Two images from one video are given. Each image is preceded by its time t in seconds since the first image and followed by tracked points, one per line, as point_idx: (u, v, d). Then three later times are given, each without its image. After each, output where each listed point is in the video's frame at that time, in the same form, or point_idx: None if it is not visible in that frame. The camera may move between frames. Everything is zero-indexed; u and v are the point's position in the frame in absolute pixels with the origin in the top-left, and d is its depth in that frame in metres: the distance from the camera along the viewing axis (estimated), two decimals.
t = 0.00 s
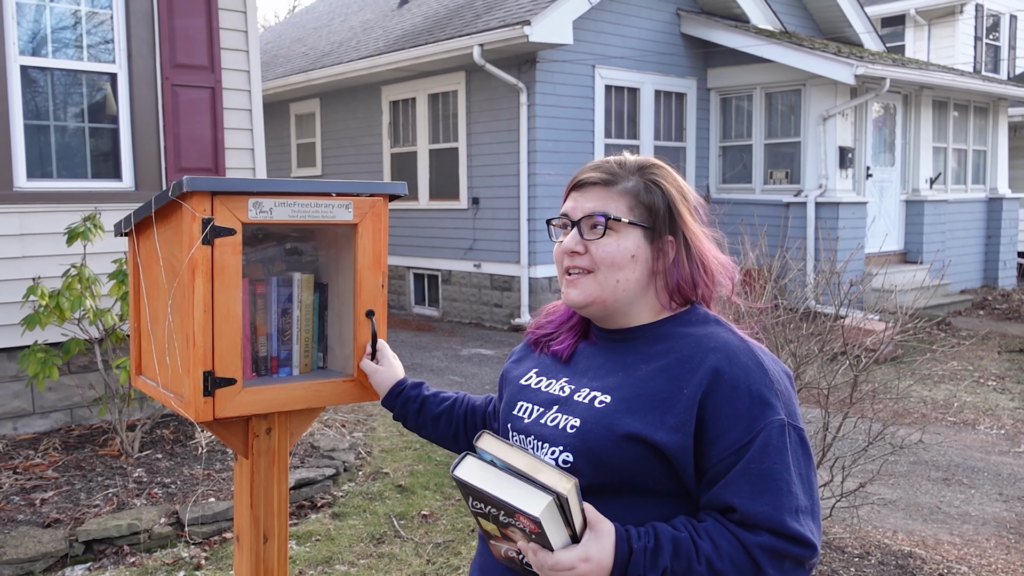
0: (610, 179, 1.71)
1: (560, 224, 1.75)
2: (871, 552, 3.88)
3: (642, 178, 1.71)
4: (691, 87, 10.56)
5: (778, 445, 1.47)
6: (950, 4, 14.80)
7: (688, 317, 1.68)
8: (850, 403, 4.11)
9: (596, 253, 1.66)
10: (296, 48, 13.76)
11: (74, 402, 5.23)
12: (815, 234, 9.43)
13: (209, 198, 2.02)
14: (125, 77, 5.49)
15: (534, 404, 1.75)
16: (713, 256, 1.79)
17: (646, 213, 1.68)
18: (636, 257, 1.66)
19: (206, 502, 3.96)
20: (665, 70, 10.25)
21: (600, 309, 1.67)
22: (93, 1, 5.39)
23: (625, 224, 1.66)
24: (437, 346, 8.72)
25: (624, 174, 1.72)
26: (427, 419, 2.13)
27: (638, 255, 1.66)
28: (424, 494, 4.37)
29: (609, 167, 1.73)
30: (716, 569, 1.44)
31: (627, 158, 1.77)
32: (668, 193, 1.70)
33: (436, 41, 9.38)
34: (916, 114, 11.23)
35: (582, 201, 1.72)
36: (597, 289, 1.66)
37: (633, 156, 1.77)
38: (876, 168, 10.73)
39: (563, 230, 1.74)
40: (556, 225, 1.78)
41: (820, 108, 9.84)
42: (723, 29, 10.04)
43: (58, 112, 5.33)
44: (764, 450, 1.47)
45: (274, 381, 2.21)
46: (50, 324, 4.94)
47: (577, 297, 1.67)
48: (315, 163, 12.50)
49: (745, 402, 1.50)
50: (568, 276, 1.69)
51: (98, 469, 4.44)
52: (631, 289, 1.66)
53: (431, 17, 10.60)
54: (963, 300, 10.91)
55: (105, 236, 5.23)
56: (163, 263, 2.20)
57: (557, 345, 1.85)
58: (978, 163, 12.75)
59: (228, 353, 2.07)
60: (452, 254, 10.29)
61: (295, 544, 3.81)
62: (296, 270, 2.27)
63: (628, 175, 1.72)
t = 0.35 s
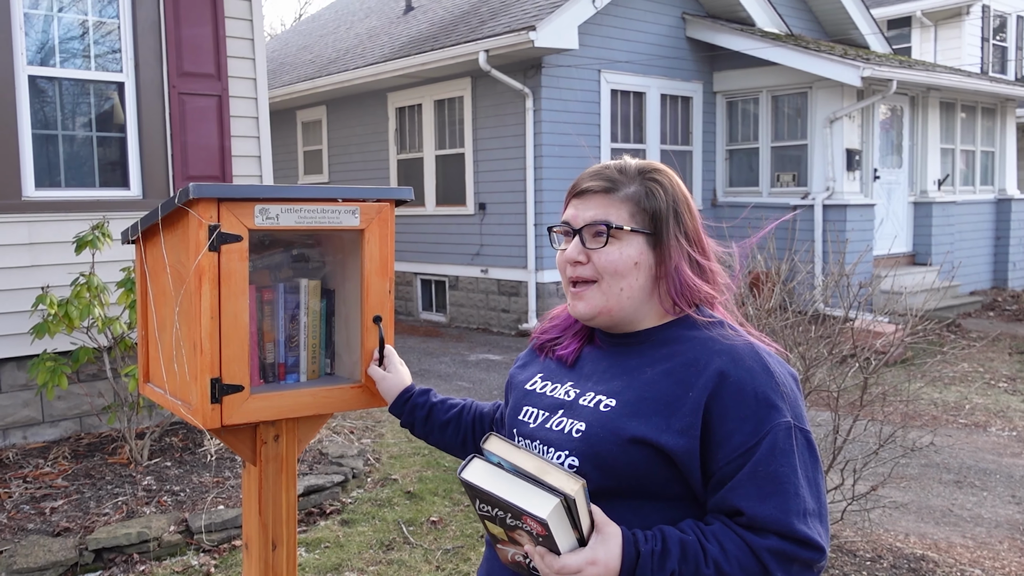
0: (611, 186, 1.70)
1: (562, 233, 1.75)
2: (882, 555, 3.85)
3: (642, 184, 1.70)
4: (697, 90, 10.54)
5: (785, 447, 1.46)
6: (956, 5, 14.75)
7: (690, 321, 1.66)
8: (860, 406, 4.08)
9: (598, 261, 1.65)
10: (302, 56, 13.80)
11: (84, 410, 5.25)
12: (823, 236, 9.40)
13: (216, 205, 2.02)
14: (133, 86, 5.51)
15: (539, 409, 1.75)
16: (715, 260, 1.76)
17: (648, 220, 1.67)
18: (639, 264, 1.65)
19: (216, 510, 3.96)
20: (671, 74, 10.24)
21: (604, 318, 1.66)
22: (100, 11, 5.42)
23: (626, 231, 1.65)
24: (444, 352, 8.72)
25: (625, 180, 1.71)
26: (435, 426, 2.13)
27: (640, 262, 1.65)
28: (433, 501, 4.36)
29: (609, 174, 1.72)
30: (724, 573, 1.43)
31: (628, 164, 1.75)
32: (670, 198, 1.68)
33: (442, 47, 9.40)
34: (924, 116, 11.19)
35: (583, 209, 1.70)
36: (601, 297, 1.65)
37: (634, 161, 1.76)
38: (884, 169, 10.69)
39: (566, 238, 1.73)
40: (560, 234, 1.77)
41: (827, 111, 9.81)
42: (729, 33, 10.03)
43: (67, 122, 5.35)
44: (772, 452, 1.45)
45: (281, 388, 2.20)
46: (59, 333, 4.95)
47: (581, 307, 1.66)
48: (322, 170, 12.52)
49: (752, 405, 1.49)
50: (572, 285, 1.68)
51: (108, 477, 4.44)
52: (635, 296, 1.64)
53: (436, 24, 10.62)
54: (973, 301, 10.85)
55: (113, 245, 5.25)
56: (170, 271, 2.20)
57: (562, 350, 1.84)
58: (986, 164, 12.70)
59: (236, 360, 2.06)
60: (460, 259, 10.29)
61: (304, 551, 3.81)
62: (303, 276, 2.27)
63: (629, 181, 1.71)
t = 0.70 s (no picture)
0: (636, 187, 1.68)
1: (581, 231, 1.72)
2: (887, 556, 3.84)
3: (666, 186, 1.69)
4: (699, 92, 10.55)
5: (786, 450, 1.46)
6: (958, 6, 14.74)
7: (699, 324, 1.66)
8: (864, 407, 4.07)
9: (624, 263, 1.64)
10: (305, 61, 13.83)
11: (88, 415, 5.26)
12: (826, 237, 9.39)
13: (217, 209, 2.03)
14: (136, 92, 5.53)
15: (538, 409, 1.75)
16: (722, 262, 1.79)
17: (671, 223, 1.67)
18: (662, 267, 1.65)
19: (220, 514, 3.97)
20: (673, 76, 10.25)
21: (623, 319, 1.66)
22: (103, 18, 5.44)
23: (652, 235, 1.65)
24: (448, 355, 8.72)
25: (649, 181, 1.69)
26: (438, 429, 2.13)
27: (662, 265, 1.65)
28: (437, 504, 4.37)
29: (633, 174, 1.70)
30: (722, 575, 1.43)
31: (650, 163, 1.73)
32: (693, 200, 1.69)
33: (444, 51, 9.42)
34: (926, 116, 11.18)
35: (606, 209, 1.69)
36: (623, 299, 1.65)
37: (654, 160, 1.74)
38: (886, 170, 10.68)
39: (585, 237, 1.71)
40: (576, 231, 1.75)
41: (829, 112, 9.81)
42: (730, 34, 10.04)
43: (71, 128, 5.37)
44: (772, 455, 1.45)
45: (284, 391, 2.21)
46: (63, 338, 4.97)
47: (602, 308, 1.66)
48: (325, 175, 12.55)
49: (752, 408, 1.49)
50: (592, 285, 1.68)
51: (112, 482, 4.45)
52: (655, 299, 1.65)
53: (438, 27, 10.64)
54: (976, 301, 10.83)
55: (116, 251, 5.26)
56: (172, 275, 2.21)
57: (565, 349, 1.85)
58: (989, 164, 12.68)
59: (237, 364, 2.07)
60: (463, 263, 10.30)
61: (308, 555, 3.82)
62: (304, 280, 2.28)
63: (652, 182, 1.69)
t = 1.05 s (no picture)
0: (653, 197, 1.65)
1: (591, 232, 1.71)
2: (889, 556, 3.83)
3: (685, 200, 1.65)
4: (700, 92, 10.54)
5: (787, 455, 1.45)
6: (959, 4, 14.72)
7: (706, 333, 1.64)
8: (866, 406, 4.06)
9: (630, 274, 1.63)
10: (306, 62, 13.83)
11: (89, 417, 5.26)
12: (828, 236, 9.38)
13: (217, 211, 2.02)
14: (136, 93, 5.53)
15: (538, 409, 1.74)
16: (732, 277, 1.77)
17: (684, 238, 1.64)
18: (667, 280, 1.63)
19: (221, 516, 3.96)
20: (674, 76, 10.24)
21: (622, 326, 1.66)
22: (104, 19, 5.44)
23: (661, 249, 1.62)
24: (450, 355, 8.71)
25: (667, 193, 1.66)
26: (440, 431, 2.12)
27: (669, 280, 1.64)
28: (438, 505, 4.36)
29: (653, 181, 1.67)
30: None
31: (670, 172, 1.69)
32: (708, 218, 1.66)
33: (444, 52, 9.41)
34: (927, 115, 11.16)
35: (620, 216, 1.66)
36: (625, 308, 1.64)
37: (678, 167, 1.70)
38: (888, 169, 10.67)
39: (595, 239, 1.70)
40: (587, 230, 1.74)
41: (831, 111, 9.80)
42: (731, 34, 10.03)
43: (71, 130, 5.37)
44: (773, 460, 1.45)
45: (284, 393, 2.20)
46: (64, 340, 4.96)
47: (602, 315, 1.66)
48: (326, 175, 12.54)
49: (754, 412, 1.49)
50: (596, 290, 1.67)
51: (113, 484, 4.45)
52: (658, 312, 1.65)
53: (439, 28, 10.63)
54: (978, 300, 10.82)
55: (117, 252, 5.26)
56: (172, 277, 2.21)
57: (569, 345, 1.84)
58: (991, 162, 12.67)
59: (238, 367, 2.07)
60: (464, 263, 10.30)
61: (309, 556, 3.81)
62: (305, 281, 2.27)
63: (671, 194, 1.66)
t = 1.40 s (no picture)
0: (630, 193, 1.65)
1: (573, 232, 1.71)
2: (883, 553, 3.84)
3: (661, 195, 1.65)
4: (695, 90, 10.54)
5: (775, 451, 1.45)
6: (953, 2, 14.74)
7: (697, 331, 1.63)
8: (860, 404, 4.06)
9: (610, 271, 1.63)
10: (300, 59, 13.80)
11: (83, 416, 5.25)
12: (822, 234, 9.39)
13: (208, 210, 2.01)
14: (129, 91, 5.51)
15: (528, 408, 1.74)
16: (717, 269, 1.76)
17: (663, 234, 1.63)
18: (649, 276, 1.63)
19: (215, 516, 3.96)
20: (668, 74, 10.24)
21: (607, 324, 1.66)
22: (97, 17, 5.42)
23: (640, 245, 1.62)
24: (445, 354, 8.70)
25: (644, 188, 1.66)
26: (432, 430, 2.12)
27: (650, 275, 1.63)
28: (433, 503, 4.36)
29: (630, 178, 1.66)
30: None
31: (647, 168, 1.69)
32: (686, 211, 1.65)
33: (438, 49, 9.40)
34: (921, 113, 11.17)
35: (597, 213, 1.66)
36: (608, 306, 1.64)
37: (654, 163, 1.70)
38: (882, 167, 10.69)
39: (576, 239, 1.69)
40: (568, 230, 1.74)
41: (825, 108, 9.80)
42: (726, 32, 10.03)
43: (65, 128, 5.35)
44: (761, 456, 1.45)
45: (276, 392, 2.20)
46: (57, 339, 4.95)
47: (586, 313, 1.66)
48: (320, 174, 12.52)
49: (742, 409, 1.49)
50: (578, 289, 1.67)
51: (107, 483, 4.44)
52: (640, 307, 1.64)
53: (433, 25, 10.61)
54: (972, 297, 10.85)
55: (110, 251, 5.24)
56: (163, 275, 2.20)
57: (559, 345, 1.84)
58: (985, 160, 12.69)
59: (229, 366, 2.06)
60: (459, 261, 10.29)
61: (303, 555, 3.80)
62: (297, 280, 2.27)
63: (648, 189, 1.65)
